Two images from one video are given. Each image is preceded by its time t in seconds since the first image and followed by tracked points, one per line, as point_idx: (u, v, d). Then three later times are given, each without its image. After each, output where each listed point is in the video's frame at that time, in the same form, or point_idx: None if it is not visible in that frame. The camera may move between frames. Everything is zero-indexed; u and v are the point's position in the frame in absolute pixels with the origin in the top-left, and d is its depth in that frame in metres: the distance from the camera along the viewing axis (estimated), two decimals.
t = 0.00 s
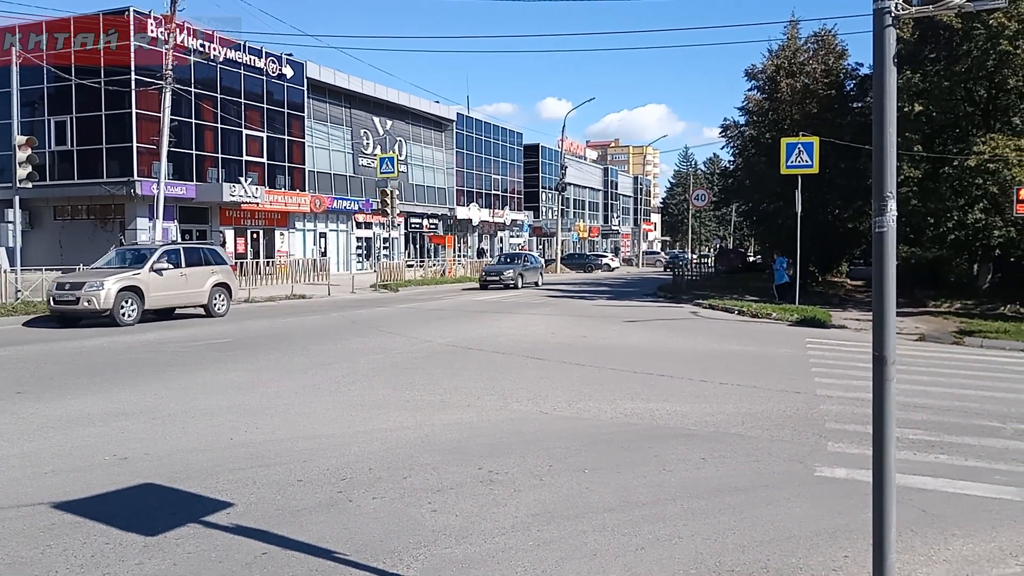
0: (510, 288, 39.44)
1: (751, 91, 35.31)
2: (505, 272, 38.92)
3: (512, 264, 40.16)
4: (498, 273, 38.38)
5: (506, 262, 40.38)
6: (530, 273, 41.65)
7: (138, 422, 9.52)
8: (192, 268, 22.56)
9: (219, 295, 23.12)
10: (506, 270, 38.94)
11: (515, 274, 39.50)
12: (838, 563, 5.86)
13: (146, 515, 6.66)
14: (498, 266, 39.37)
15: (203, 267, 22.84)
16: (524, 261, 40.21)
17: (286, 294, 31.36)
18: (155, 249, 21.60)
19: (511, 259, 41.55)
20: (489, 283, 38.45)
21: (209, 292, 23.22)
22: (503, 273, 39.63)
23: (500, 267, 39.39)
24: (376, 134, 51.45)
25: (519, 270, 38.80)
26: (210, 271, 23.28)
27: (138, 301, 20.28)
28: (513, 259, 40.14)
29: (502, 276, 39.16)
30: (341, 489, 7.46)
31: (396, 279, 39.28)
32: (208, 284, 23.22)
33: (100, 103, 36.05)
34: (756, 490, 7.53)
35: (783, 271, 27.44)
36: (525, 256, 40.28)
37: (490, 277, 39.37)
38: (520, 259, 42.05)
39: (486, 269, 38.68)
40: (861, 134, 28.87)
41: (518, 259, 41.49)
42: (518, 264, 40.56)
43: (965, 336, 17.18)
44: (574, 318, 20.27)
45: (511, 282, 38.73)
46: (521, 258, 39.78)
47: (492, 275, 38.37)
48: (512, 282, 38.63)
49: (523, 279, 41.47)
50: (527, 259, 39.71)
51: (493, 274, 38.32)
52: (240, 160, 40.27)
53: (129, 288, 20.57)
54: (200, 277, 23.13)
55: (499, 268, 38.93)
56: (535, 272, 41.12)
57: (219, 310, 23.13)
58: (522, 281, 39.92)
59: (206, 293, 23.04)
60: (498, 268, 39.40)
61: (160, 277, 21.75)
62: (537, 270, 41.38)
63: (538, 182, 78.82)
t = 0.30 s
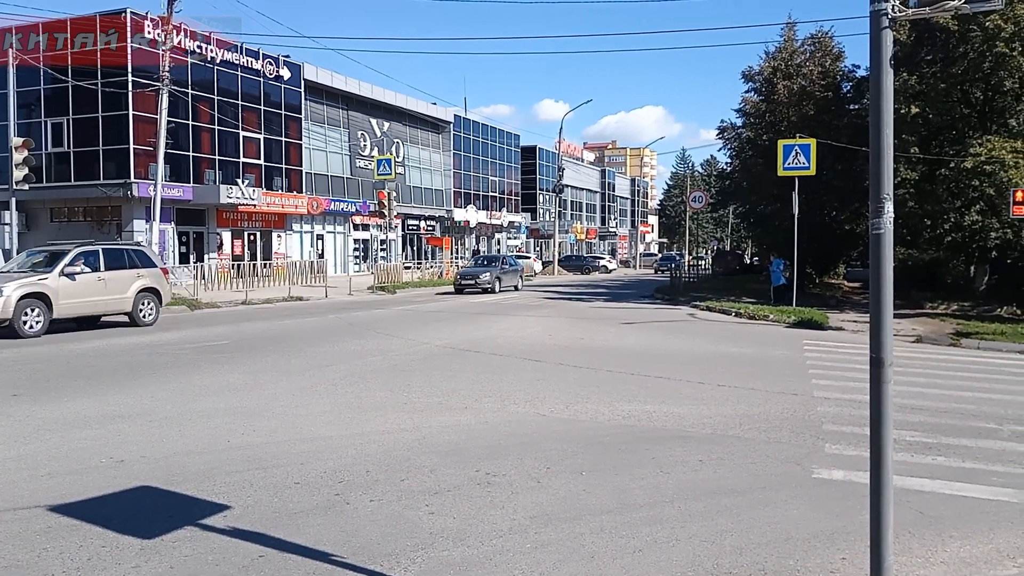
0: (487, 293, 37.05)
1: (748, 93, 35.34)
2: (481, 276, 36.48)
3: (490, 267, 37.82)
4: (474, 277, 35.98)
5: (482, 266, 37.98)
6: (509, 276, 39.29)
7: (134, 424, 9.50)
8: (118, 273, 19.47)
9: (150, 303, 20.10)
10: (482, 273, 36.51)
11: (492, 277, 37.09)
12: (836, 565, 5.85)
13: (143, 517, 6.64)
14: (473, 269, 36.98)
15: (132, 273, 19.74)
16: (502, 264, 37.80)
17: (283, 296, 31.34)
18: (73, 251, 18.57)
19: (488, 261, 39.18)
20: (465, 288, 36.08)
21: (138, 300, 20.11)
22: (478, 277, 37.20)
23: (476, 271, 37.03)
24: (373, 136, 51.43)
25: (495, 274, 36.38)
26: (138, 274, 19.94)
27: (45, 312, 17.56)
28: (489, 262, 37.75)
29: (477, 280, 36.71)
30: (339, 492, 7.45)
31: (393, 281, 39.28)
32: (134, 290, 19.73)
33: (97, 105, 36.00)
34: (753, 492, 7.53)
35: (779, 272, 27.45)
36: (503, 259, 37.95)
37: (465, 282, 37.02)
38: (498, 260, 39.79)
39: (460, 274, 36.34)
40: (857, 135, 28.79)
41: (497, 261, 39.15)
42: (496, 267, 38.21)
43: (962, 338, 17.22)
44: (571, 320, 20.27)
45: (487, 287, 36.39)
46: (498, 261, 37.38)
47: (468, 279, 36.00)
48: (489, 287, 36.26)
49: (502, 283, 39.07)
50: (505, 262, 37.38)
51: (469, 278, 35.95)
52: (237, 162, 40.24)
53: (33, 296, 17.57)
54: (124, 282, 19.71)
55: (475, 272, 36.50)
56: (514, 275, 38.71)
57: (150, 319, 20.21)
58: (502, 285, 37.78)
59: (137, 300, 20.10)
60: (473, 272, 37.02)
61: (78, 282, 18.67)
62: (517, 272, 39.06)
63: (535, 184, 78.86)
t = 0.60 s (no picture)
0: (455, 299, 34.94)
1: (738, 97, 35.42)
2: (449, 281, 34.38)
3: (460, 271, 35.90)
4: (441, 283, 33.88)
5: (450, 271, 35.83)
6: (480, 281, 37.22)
7: (124, 430, 9.46)
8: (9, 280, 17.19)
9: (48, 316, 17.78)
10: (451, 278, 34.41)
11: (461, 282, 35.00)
12: (827, 568, 5.87)
13: (133, 523, 6.62)
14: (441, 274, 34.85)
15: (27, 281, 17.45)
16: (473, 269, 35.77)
17: (273, 300, 31.26)
18: None
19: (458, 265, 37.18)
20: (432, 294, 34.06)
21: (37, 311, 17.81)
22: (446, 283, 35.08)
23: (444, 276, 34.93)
24: (364, 139, 51.36)
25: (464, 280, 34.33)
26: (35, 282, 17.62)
27: None
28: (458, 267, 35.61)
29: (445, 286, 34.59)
30: (329, 497, 7.42)
31: (385, 285, 39.25)
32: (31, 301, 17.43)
33: (87, 108, 35.87)
34: (744, 494, 7.55)
35: (769, 275, 27.42)
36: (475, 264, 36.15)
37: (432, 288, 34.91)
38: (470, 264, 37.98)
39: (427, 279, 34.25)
40: (847, 139, 29.28)
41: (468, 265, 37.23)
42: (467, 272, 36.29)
43: (951, 340, 17.30)
44: (562, 323, 20.28)
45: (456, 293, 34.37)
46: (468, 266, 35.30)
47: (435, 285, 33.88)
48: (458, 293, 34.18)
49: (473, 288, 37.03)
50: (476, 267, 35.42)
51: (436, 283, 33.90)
52: (227, 166, 40.15)
53: None
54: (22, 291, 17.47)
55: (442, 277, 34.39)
56: (485, 280, 36.69)
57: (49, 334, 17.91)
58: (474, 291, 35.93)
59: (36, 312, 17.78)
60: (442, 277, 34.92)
61: None
62: (489, 277, 37.17)
63: (527, 188, 78.91)
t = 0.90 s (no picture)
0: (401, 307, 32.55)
1: (707, 105, 35.72)
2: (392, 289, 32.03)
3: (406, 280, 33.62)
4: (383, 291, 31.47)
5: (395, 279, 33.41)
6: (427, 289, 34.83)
7: (87, 440, 9.29)
8: None
9: None
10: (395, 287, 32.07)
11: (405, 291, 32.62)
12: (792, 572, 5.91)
13: (94, 535, 6.50)
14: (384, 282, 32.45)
15: None
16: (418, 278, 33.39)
17: (241, 307, 30.94)
18: None
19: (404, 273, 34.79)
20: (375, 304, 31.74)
21: None
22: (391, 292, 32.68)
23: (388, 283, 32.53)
24: (334, 146, 51.08)
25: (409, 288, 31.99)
26: None
27: None
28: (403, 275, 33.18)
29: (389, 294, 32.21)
30: (296, 506, 7.34)
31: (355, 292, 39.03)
32: None
33: (51, 113, 35.32)
34: (712, 500, 7.59)
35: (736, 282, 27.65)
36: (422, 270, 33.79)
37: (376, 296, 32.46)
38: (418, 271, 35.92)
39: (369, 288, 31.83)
40: (813, 147, 29.66)
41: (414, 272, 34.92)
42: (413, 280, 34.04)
43: (915, 345, 17.56)
44: (532, 330, 20.28)
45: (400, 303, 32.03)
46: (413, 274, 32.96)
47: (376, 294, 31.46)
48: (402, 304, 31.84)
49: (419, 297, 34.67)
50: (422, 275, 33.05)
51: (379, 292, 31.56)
52: (195, 171, 39.73)
53: None
54: None
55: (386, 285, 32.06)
56: (432, 289, 34.29)
57: None
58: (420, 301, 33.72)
59: None
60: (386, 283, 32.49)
61: None
62: (437, 286, 34.83)
63: (498, 194, 78.98)
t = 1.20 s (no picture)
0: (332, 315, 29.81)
1: (665, 111, 36.05)
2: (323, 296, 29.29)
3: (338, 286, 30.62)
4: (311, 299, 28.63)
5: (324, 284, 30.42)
6: (360, 296, 32.17)
7: (32, 448, 9.04)
8: None
9: None
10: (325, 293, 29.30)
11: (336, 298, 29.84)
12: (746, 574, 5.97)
13: (38, 546, 6.32)
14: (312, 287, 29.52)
15: None
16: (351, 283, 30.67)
17: (195, 311, 30.42)
18: None
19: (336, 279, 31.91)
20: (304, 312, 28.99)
21: None
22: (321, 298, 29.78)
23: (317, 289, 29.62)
24: (291, 148, 50.58)
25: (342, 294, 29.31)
26: None
27: None
28: (334, 279, 30.43)
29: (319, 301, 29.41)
30: (249, 514, 7.23)
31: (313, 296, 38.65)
32: None
33: None
34: (668, 503, 7.63)
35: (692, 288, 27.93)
36: (357, 276, 31.11)
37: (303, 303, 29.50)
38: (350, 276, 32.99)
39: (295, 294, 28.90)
40: (768, 154, 29.91)
41: (347, 277, 32.06)
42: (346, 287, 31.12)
43: (865, 349, 17.92)
44: (491, 334, 20.25)
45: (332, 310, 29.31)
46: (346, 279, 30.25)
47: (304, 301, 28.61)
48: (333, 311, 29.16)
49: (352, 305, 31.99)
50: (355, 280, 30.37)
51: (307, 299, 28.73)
52: (148, 174, 39.02)
53: None
54: None
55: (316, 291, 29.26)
56: (366, 296, 31.60)
57: None
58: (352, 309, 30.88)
59: None
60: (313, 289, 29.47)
61: None
62: (372, 293, 32.13)
63: (457, 199, 78.84)
